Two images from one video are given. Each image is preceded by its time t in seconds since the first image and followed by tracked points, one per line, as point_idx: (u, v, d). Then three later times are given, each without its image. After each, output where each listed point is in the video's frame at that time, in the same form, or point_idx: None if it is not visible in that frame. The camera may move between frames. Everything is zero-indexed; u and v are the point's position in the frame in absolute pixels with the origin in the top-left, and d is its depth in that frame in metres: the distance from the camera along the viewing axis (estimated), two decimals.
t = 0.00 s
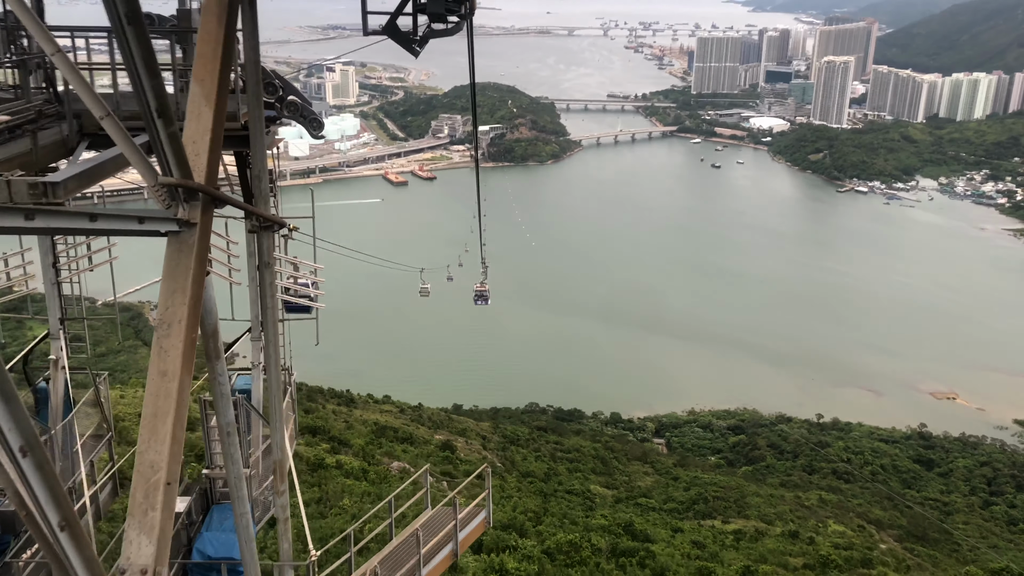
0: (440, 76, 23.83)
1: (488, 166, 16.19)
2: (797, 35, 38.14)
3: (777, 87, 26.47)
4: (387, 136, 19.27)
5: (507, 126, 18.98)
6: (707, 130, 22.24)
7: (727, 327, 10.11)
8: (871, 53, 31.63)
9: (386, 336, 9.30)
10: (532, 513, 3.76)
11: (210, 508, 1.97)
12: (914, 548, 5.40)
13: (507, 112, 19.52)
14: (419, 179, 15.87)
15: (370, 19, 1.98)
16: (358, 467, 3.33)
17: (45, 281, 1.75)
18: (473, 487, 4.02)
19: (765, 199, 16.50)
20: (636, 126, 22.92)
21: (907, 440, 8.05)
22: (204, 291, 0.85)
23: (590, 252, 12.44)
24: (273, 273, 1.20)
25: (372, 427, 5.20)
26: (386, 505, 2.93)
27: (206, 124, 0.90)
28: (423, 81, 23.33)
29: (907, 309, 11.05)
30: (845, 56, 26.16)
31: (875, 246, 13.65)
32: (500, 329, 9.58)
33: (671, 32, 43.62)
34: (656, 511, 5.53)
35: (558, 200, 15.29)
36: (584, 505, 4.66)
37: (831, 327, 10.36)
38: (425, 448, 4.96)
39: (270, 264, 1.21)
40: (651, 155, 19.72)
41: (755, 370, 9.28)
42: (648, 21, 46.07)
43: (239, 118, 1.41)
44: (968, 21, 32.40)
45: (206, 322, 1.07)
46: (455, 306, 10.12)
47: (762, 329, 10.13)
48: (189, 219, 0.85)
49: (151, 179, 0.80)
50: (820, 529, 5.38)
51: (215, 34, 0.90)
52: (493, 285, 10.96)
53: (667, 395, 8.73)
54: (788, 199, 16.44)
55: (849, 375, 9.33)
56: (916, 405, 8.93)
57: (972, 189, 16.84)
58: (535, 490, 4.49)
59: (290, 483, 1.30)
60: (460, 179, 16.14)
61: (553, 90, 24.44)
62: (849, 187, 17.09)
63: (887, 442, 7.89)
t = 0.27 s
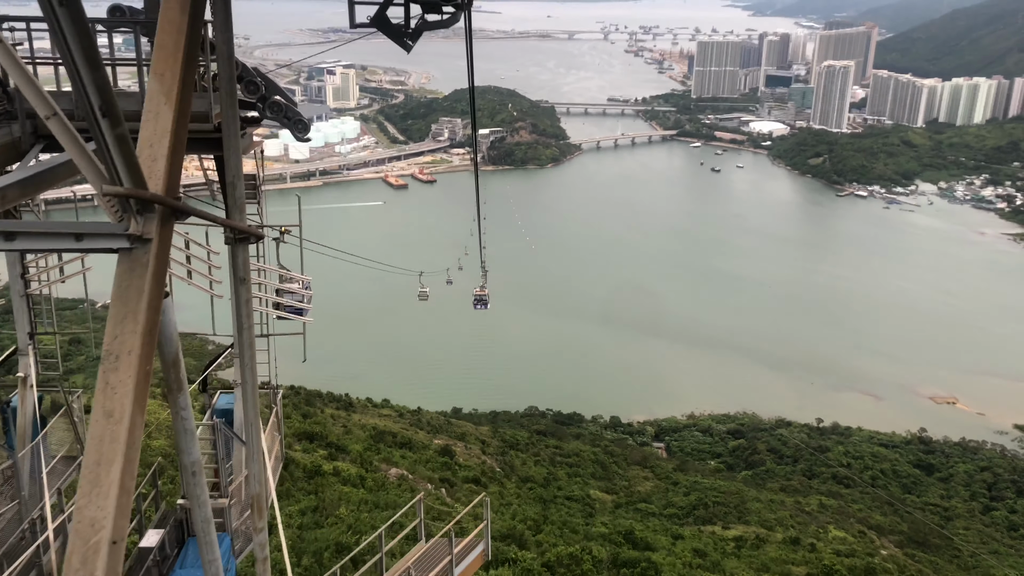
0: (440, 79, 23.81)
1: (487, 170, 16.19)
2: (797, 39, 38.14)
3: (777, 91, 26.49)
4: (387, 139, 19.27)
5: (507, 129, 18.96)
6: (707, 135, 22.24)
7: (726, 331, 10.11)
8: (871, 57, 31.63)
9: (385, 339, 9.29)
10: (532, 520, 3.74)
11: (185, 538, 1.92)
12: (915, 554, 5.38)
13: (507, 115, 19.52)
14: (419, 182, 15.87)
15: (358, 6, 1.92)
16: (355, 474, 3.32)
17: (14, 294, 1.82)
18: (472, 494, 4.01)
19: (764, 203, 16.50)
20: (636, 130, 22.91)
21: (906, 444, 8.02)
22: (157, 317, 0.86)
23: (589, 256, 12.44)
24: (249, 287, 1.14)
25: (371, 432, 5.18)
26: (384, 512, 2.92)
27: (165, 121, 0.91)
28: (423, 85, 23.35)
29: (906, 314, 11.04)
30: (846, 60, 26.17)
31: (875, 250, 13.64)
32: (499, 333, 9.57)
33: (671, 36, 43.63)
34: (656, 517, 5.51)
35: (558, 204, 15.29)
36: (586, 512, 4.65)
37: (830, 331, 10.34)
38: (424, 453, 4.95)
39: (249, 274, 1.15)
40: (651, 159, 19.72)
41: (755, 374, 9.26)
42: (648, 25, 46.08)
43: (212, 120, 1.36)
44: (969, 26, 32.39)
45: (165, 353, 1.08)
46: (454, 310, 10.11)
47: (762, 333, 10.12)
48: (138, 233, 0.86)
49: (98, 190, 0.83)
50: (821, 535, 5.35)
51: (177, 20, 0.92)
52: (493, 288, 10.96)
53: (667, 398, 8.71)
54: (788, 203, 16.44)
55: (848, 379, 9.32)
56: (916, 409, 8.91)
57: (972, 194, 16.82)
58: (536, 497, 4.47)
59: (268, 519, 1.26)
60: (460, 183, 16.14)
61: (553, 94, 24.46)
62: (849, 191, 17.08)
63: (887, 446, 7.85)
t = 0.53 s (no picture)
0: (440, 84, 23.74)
1: (486, 174, 16.16)
2: (797, 44, 38.15)
3: (776, 96, 26.51)
4: (386, 143, 19.26)
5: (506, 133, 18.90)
6: (706, 139, 22.22)
7: (725, 336, 10.07)
8: (870, 62, 31.66)
9: (382, 342, 9.25)
10: (530, 530, 3.68)
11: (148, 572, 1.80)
12: (916, 562, 5.33)
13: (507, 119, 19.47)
14: (418, 186, 15.84)
15: None
16: (351, 482, 3.26)
17: None
18: (470, 502, 3.95)
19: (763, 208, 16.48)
20: (635, 135, 22.90)
21: (905, 449, 7.96)
22: (91, 347, 0.83)
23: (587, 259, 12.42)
24: (218, 307, 1.09)
25: (369, 438, 5.13)
26: (380, 523, 2.86)
27: (107, 119, 0.86)
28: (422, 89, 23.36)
29: (904, 319, 11.00)
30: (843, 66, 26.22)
31: (873, 256, 13.61)
32: (499, 337, 9.51)
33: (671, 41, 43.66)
34: (656, 524, 5.46)
35: (557, 208, 15.24)
36: (585, 521, 4.59)
37: (829, 336, 10.31)
38: (421, 460, 4.89)
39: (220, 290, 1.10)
40: (649, 163, 19.70)
41: (753, 378, 9.21)
42: (648, 29, 46.05)
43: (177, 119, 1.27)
44: (967, 32, 32.42)
45: (110, 389, 1.02)
46: (453, 313, 10.06)
47: (761, 338, 10.07)
48: (71, 250, 0.82)
49: (22, 201, 0.75)
50: (821, 543, 5.30)
51: (125, 4, 0.88)
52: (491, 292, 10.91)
53: (665, 403, 8.66)
54: (786, 208, 16.41)
55: (847, 385, 9.27)
56: (915, 414, 8.85)
57: (970, 199, 16.79)
58: (535, 505, 4.41)
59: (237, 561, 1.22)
60: (459, 187, 16.10)
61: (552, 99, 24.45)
62: (847, 197, 17.07)
63: (886, 452, 7.79)
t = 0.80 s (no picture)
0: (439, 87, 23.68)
1: (485, 178, 16.12)
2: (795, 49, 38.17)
3: (775, 101, 26.50)
4: (385, 146, 19.21)
5: (505, 137, 18.86)
6: (705, 143, 22.18)
7: (724, 342, 10.01)
8: (869, 67, 31.68)
9: (379, 347, 9.18)
10: (528, 537, 3.63)
11: None
12: (917, 570, 5.26)
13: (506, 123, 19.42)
14: (417, 189, 15.79)
15: None
16: (348, 490, 3.21)
17: None
18: (467, 510, 3.90)
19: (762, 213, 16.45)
20: (634, 139, 22.88)
21: (905, 456, 7.90)
22: None
23: (587, 264, 12.36)
24: (181, 330, 0.89)
25: (365, 444, 5.08)
26: (376, 532, 2.81)
27: (31, 115, 0.61)
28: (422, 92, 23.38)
29: (903, 325, 10.95)
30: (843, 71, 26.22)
31: (872, 261, 13.56)
32: (498, 343, 9.45)
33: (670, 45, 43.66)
34: (654, 530, 5.39)
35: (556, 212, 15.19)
36: (582, 527, 4.54)
37: (828, 342, 10.26)
38: (418, 466, 4.83)
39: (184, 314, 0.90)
40: (649, 167, 19.67)
41: (752, 385, 9.16)
42: (647, 33, 46.06)
43: (132, 112, 0.94)
44: (965, 37, 32.48)
45: (37, 439, 0.92)
46: (450, 318, 10.00)
47: (760, 344, 10.01)
48: None
49: None
50: (821, 550, 5.25)
51: None
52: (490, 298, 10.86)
53: (664, 409, 8.60)
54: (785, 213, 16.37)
55: (847, 392, 9.21)
56: (915, 421, 8.80)
57: (969, 205, 16.76)
58: (532, 511, 4.36)
59: None
60: (458, 190, 16.05)
61: (550, 103, 24.45)
62: (847, 202, 17.04)
63: (886, 459, 7.72)
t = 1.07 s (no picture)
0: (439, 92, 23.67)
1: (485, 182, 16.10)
2: (796, 53, 38.17)
3: (776, 105, 26.50)
4: (386, 150, 19.19)
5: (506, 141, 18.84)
6: (706, 148, 22.16)
7: (725, 346, 9.96)
8: (870, 72, 31.67)
9: (379, 352, 9.12)
10: (527, 546, 3.60)
11: None
12: None
13: (507, 127, 19.39)
14: (417, 194, 15.77)
15: None
16: (346, 498, 3.17)
17: None
18: (467, 518, 3.86)
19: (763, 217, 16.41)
20: (635, 143, 22.85)
21: (907, 461, 7.84)
22: None
23: (587, 268, 12.34)
24: (135, 350, 0.84)
25: (364, 450, 5.03)
26: (375, 543, 2.77)
27: None
28: (422, 96, 23.41)
29: (905, 329, 10.89)
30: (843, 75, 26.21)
31: (874, 265, 13.51)
32: (498, 347, 9.41)
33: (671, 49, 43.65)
34: (656, 537, 5.35)
35: (556, 216, 15.17)
36: (584, 536, 4.51)
37: (829, 346, 10.20)
38: (416, 473, 4.78)
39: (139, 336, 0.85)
40: (649, 172, 19.64)
41: (753, 389, 9.10)
42: (647, 37, 46.04)
43: (74, 103, 0.87)
44: (966, 42, 32.46)
45: None
46: (450, 322, 9.95)
47: (761, 349, 9.96)
48: None
49: None
50: (823, 557, 5.20)
51: None
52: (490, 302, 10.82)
53: (664, 413, 8.54)
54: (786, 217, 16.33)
55: (848, 396, 9.15)
56: (917, 426, 8.73)
57: (970, 210, 16.72)
58: (533, 519, 4.32)
59: None
60: (459, 195, 16.02)
61: (551, 107, 24.45)
62: (848, 206, 17.01)
63: (888, 464, 7.65)
